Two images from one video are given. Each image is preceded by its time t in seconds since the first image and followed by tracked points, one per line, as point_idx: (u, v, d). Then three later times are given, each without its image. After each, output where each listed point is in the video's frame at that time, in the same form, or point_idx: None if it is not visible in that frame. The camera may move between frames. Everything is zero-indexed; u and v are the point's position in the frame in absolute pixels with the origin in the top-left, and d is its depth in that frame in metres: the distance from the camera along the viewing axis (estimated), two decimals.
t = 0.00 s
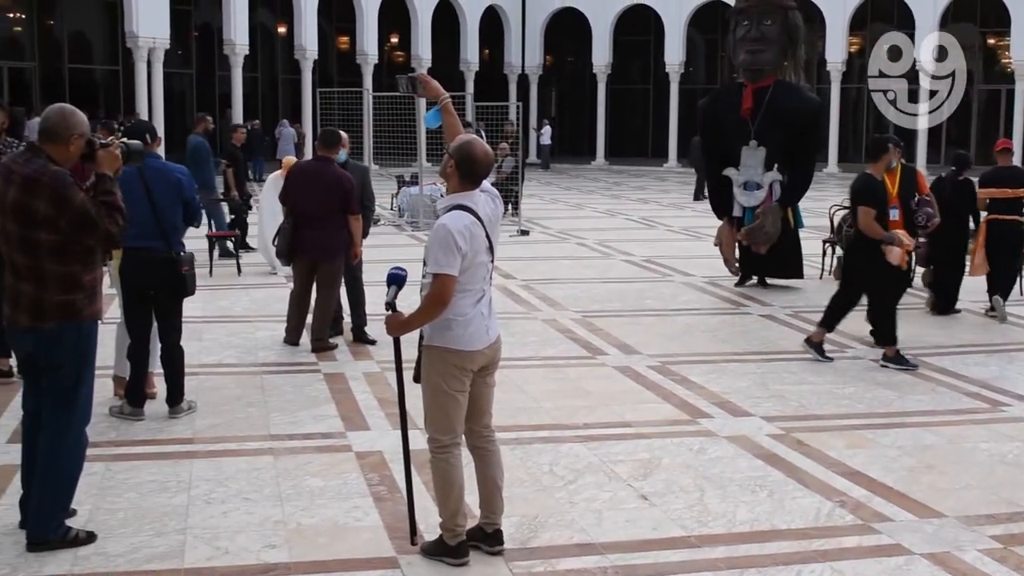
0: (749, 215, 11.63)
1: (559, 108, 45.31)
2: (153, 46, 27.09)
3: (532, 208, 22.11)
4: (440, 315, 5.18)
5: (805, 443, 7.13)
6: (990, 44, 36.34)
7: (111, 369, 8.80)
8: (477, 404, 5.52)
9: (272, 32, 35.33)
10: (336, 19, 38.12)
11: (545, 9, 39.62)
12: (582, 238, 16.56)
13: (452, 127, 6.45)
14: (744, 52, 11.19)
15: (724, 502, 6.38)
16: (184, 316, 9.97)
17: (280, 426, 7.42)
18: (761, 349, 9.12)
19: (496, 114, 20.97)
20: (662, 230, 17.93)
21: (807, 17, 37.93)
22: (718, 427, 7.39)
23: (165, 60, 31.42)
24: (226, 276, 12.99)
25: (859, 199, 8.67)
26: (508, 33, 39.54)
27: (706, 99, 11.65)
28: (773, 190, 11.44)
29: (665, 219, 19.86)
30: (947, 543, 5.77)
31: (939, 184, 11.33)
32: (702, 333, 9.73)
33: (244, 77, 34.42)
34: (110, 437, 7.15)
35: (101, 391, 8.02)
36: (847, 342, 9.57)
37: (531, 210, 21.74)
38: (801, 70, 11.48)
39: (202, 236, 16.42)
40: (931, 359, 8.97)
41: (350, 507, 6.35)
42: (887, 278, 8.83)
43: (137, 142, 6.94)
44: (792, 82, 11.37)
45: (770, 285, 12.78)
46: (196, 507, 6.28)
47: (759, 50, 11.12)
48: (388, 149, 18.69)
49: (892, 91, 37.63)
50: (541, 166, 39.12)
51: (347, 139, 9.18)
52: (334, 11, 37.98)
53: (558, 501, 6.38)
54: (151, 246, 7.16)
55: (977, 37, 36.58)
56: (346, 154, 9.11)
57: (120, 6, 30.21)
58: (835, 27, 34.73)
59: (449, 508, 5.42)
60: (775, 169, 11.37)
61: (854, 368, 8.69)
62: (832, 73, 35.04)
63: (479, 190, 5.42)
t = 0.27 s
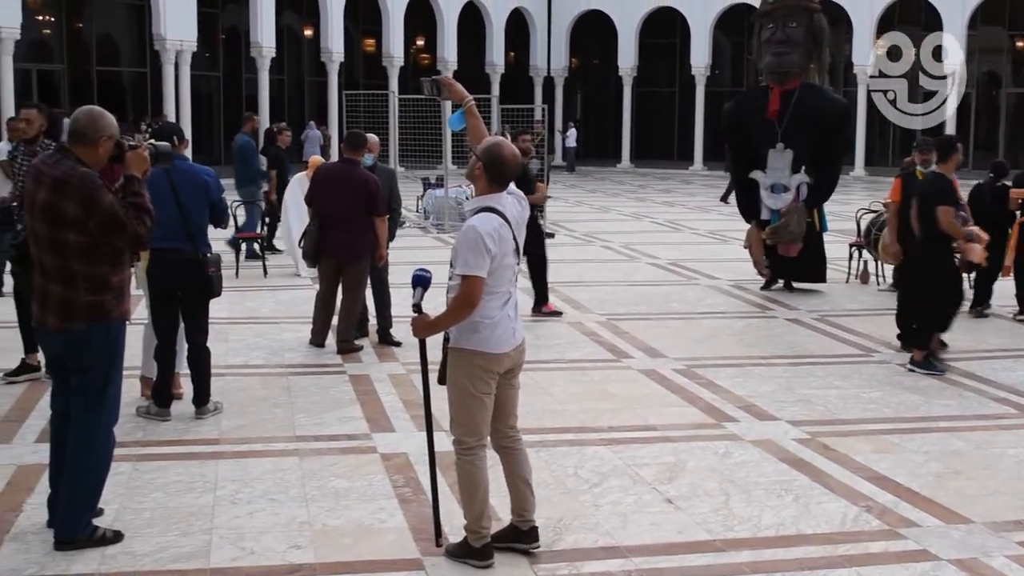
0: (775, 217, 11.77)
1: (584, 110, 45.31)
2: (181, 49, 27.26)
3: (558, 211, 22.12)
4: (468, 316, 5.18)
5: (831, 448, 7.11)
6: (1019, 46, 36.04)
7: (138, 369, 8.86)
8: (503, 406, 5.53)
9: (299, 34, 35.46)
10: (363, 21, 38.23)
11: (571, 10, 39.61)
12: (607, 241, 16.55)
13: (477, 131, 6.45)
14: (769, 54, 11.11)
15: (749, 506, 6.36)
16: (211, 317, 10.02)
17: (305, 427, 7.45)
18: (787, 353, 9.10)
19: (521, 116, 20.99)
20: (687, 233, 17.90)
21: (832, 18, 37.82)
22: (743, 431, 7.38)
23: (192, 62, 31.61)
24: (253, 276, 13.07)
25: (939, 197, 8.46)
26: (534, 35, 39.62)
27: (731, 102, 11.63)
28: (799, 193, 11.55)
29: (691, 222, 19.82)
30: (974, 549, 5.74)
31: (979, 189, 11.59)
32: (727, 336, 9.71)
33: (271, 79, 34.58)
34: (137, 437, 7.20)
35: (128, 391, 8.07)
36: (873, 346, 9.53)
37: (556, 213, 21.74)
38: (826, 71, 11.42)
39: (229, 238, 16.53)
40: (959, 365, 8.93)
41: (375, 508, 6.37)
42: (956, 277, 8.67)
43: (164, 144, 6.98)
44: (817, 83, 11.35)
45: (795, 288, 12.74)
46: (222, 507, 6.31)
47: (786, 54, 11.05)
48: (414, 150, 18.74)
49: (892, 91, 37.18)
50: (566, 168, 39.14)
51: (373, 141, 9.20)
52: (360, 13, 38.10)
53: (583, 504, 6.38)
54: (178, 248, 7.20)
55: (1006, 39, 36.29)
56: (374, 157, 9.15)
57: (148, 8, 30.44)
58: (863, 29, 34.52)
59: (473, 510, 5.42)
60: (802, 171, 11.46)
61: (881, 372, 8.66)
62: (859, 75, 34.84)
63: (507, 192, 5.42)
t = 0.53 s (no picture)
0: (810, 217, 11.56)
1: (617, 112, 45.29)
2: (217, 51, 27.49)
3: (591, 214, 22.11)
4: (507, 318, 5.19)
5: (866, 453, 7.07)
6: None
7: (173, 369, 8.93)
8: (538, 407, 5.52)
9: (334, 36, 35.67)
10: (397, 24, 38.39)
11: (603, 12, 39.69)
12: (641, 244, 16.54)
13: (509, 133, 6.45)
14: (805, 57, 11.10)
15: (783, 510, 6.33)
16: (245, 318, 10.09)
17: (339, 428, 7.49)
18: (822, 357, 9.07)
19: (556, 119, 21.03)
20: (721, 236, 17.84)
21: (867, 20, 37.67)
22: (777, 435, 7.35)
23: (228, 64, 31.89)
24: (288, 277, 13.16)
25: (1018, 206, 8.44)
26: (569, 37, 39.70)
27: (767, 105, 11.68)
28: (834, 195, 11.52)
29: (725, 225, 19.75)
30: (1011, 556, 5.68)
31: None
32: (761, 339, 9.69)
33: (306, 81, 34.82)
34: (173, 437, 7.25)
35: (164, 390, 8.14)
36: (908, 351, 9.48)
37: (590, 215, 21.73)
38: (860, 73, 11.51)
39: (264, 239, 16.67)
40: (996, 370, 8.86)
41: (408, 509, 6.39)
42: None
43: (201, 145, 7.03)
44: (852, 86, 11.43)
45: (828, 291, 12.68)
46: (256, 507, 6.35)
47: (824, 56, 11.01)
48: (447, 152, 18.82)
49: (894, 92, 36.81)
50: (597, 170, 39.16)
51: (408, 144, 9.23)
52: (395, 15, 38.28)
53: (616, 508, 6.37)
54: (215, 249, 7.24)
55: None
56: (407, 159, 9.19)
57: (185, 10, 30.81)
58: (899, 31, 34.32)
59: (507, 511, 5.42)
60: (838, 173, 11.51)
61: (916, 377, 8.61)
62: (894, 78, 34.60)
63: (545, 194, 5.42)
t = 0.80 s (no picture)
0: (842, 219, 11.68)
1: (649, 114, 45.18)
2: (248, 53, 27.63)
3: (622, 216, 22.06)
4: (544, 321, 5.19)
5: (899, 457, 7.03)
6: None
7: (205, 370, 8.99)
8: (573, 409, 5.52)
9: (366, 39, 35.76)
10: (429, 26, 38.45)
11: (635, 15, 39.67)
12: (672, 247, 16.50)
13: (540, 136, 6.44)
14: (840, 59, 11.22)
15: (814, 515, 6.30)
16: (277, 319, 10.13)
17: (369, 430, 7.51)
18: (855, 361, 9.02)
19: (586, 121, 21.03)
20: (753, 239, 17.77)
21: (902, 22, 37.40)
22: (809, 439, 7.32)
23: (261, 67, 32.04)
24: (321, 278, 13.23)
25: None
26: (600, 39, 39.67)
27: (800, 108, 11.76)
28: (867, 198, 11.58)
29: (756, 228, 19.67)
30: None
31: None
32: (793, 343, 9.66)
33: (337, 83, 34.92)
34: (205, 437, 7.29)
35: (196, 391, 8.19)
36: (941, 355, 9.41)
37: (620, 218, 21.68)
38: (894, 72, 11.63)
39: (296, 241, 16.75)
40: None
41: (439, 511, 6.40)
42: None
43: (235, 147, 7.07)
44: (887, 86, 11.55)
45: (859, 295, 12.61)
46: (287, 507, 6.38)
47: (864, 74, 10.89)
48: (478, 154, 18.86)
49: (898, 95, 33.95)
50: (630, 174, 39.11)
51: (440, 145, 9.24)
52: (426, 18, 38.34)
53: (648, 511, 6.35)
54: (247, 250, 7.28)
55: None
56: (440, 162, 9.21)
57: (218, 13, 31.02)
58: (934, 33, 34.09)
59: (539, 513, 5.42)
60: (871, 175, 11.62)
61: (950, 381, 8.55)
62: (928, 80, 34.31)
63: (580, 197, 5.42)
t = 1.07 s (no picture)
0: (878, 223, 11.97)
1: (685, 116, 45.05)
2: (287, 55, 27.82)
3: (658, 219, 22.02)
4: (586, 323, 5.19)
5: (937, 463, 6.98)
6: None
7: (242, 370, 9.06)
8: (610, 412, 5.52)
9: (403, 41, 35.92)
10: (466, 29, 38.58)
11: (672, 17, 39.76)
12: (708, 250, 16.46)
13: (574, 138, 6.44)
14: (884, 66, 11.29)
15: (852, 520, 6.26)
16: (314, 320, 10.20)
17: (405, 431, 7.54)
18: (893, 365, 8.97)
19: (623, 122, 21.03)
20: (790, 242, 17.68)
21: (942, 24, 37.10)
22: (846, 444, 7.28)
23: (299, 68, 32.24)
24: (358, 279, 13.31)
25: None
26: (637, 41, 39.70)
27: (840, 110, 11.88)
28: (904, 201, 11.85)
29: (793, 231, 19.57)
30: None
31: None
32: (830, 347, 9.61)
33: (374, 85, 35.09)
34: (242, 437, 7.34)
35: (233, 391, 8.26)
36: (980, 359, 9.33)
37: (657, 220, 21.64)
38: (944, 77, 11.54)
39: (332, 242, 16.85)
40: None
41: (474, 512, 6.41)
42: None
43: (273, 149, 7.13)
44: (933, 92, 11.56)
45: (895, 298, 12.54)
46: (323, 507, 6.41)
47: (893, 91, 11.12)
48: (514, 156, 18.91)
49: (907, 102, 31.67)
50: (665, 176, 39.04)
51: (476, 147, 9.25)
52: (463, 19, 38.47)
53: (684, 514, 6.34)
54: (285, 251, 7.33)
55: None
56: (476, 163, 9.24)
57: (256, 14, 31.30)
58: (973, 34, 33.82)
59: (576, 515, 5.42)
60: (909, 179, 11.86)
61: (989, 386, 8.48)
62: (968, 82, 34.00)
63: (618, 200, 5.42)
